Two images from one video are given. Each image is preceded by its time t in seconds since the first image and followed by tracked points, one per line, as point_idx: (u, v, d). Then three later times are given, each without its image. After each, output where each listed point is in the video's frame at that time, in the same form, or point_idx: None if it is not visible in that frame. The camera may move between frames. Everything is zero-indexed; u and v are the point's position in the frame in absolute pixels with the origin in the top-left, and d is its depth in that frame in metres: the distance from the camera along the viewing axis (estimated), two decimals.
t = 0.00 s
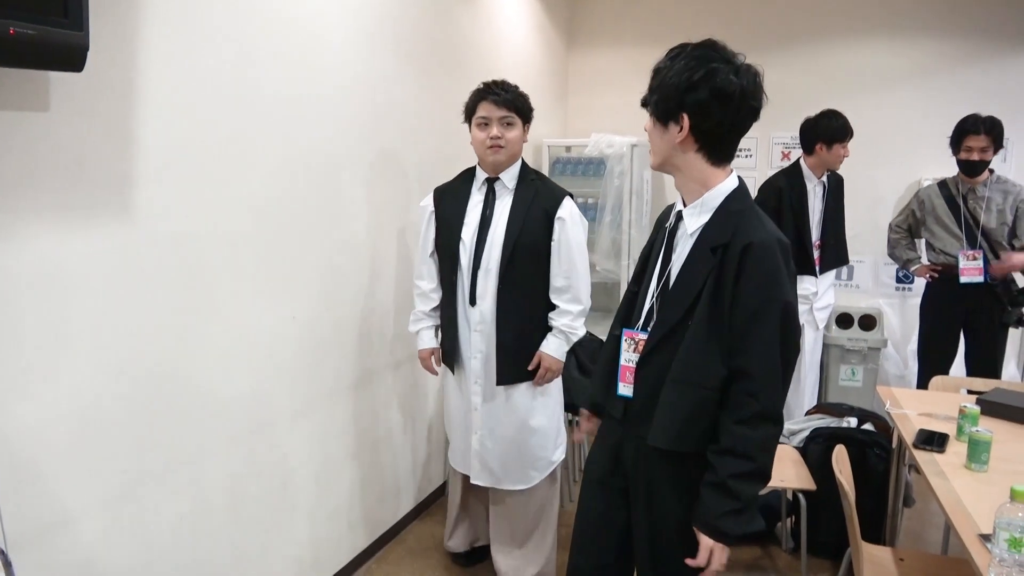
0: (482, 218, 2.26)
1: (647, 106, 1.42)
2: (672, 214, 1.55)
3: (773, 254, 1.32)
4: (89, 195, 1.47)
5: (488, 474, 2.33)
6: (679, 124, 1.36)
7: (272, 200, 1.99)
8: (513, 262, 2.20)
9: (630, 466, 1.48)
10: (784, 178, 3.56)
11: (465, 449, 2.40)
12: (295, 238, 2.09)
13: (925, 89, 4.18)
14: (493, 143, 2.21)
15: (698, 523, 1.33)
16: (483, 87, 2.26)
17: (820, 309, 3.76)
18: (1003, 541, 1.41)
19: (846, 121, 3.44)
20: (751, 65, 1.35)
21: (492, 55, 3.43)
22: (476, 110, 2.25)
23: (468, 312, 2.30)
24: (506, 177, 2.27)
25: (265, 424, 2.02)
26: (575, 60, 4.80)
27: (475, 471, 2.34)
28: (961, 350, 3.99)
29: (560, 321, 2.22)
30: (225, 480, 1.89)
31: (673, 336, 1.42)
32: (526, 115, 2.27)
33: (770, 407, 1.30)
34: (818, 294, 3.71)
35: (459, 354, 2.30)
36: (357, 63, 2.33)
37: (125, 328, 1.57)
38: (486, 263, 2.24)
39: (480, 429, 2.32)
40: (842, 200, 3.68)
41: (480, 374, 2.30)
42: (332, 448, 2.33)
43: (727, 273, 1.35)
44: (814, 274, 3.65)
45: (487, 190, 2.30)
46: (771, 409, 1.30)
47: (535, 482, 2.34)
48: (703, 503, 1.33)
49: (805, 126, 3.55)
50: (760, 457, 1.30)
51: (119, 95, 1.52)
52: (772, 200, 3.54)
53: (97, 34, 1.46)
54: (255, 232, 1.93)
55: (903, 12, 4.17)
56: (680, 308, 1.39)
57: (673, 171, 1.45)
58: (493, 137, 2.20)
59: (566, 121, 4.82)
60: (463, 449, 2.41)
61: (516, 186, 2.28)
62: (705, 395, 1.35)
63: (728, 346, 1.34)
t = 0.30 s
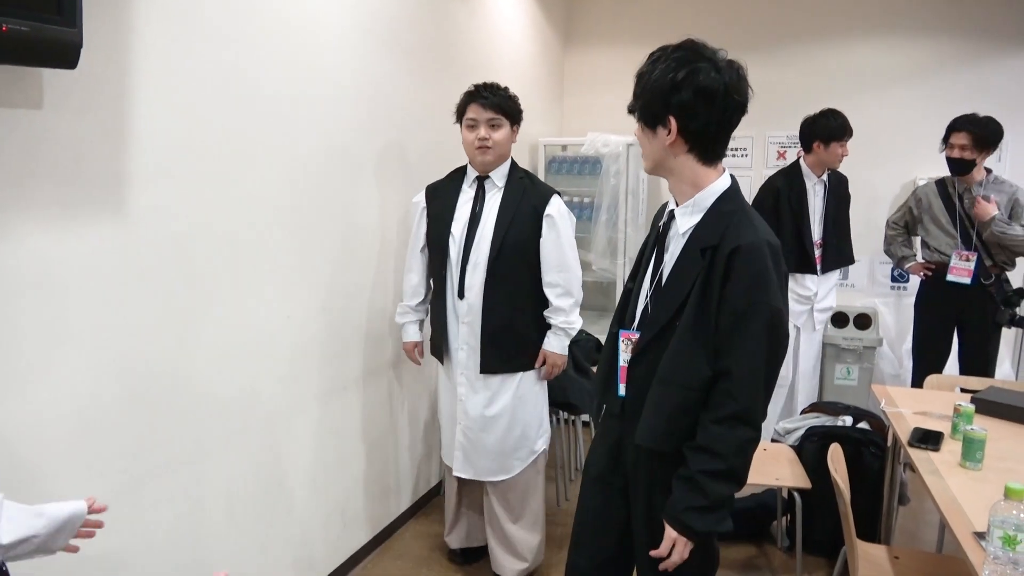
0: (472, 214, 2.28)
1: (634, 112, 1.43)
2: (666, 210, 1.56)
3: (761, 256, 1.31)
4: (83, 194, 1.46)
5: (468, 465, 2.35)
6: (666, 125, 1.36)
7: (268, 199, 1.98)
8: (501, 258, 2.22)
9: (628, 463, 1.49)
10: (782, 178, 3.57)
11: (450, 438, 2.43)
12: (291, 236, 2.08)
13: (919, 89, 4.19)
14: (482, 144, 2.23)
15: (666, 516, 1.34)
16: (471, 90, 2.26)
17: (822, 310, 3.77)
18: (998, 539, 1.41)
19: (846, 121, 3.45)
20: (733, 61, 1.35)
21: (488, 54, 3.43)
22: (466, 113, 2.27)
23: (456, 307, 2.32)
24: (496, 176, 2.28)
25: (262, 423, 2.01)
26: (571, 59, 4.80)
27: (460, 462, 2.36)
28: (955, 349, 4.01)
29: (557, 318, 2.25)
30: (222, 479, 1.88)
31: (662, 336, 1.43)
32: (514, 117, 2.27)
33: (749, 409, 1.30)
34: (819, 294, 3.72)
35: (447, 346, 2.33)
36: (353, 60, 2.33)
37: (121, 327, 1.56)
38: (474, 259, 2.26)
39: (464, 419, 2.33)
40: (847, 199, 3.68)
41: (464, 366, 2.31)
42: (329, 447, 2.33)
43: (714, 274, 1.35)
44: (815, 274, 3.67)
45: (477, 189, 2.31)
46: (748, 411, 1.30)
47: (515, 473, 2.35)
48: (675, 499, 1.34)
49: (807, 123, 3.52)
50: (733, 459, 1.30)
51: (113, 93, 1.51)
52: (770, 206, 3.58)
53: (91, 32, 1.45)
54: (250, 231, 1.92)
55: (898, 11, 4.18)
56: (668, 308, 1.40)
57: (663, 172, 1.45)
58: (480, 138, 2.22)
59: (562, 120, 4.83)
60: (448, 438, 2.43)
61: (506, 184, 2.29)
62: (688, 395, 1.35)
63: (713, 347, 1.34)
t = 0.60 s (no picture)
0: (461, 212, 2.28)
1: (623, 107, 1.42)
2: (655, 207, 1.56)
3: (751, 251, 1.31)
4: (70, 195, 1.45)
5: (472, 459, 2.35)
6: (655, 125, 1.36)
7: (259, 200, 1.97)
8: (494, 253, 2.23)
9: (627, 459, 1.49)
10: (780, 170, 3.59)
11: (445, 437, 2.40)
12: (282, 238, 2.07)
13: (909, 81, 4.20)
14: (466, 141, 2.24)
15: (675, 512, 1.33)
16: (456, 86, 2.27)
17: (829, 304, 3.72)
18: (993, 528, 1.41)
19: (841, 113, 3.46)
20: (724, 60, 1.34)
21: (479, 53, 3.43)
22: (450, 110, 2.27)
23: (450, 304, 2.31)
24: (484, 172, 2.29)
25: (257, 426, 2.00)
26: (561, 56, 4.80)
27: (460, 456, 2.36)
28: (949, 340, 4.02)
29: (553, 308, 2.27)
30: (217, 483, 1.87)
31: (657, 331, 1.43)
32: (499, 113, 2.28)
33: (747, 402, 1.29)
34: (822, 286, 3.68)
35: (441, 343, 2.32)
36: (342, 60, 2.32)
37: (111, 331, 1.55)
38: (468, 255, 2.26)
39: (462, 412, 2.33)
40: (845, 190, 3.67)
41: (461, 360, 2.32)
42: (326, 449, 2.33)
43: (706, 268, 1.34)
44: (819, 264, 3.64)
45: (466, 186, 2.31)
46: (747, 404, 1.29)
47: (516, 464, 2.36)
48: (679, 495, 1.33)
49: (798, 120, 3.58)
50: (734, 451, 1.30)
51: (99, 94, 1.50)
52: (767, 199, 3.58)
53: (77, 31, 1.44)
54: (242, 233, 1.91)
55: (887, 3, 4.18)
56: (662, 304, 1.39)
57: (654, 172, 1.45)
58: (465, 136, 2.23)
59: (554, 118, 4.82)
60: (443, 438, 2.40)
61: (494, 179, 2.30)
62: (685, 390, 1.35)
63: (707, 342, 1.34)
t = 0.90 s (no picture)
0: (456, 209, 2.27)
1: (619, 104, 1.41)
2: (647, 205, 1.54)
3: (751, 245, 1.32)
4: (58, 194, 1.44)
5: (471, 462, 2.34)
6: (654, 120, 1.35)
7: (249, 198, 1.96)
8: (492, 251, 2.24)
9: (621, 456, 1.48)
10: (776, 165, 3.59)
11: (445, 439, 2.40)
12: (273, 235, 2.06)
13: (902, 78, 4.20)
14: (455, 138, 2.22)
15: (680, 503, 1.34)
16: (443, 83, 2.25)
17: (824, 300, 3.72)
18: (986, 525, 1.40)
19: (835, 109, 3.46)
20: (721, 57, 1.34)
21: (471, 50, 3.41)
22: (437, 108, 2.25)
23: (447, 305, 2.30)
24: (475, 169, 2.28)
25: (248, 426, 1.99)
26: (555, 54, 4.79)
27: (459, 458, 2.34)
28: (942, 337, 4.03)
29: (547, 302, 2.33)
30: (208, 482, 1.86)
31: (652, 327, 1.42)
32: (486, 109, 2.26)
33: (750, 393, 1.30)
34: (817, 283, 3.69)
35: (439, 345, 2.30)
36: (333, 56, 2.30)
37: (99, 330, 1.54)
38: (464, 254, 2.26)
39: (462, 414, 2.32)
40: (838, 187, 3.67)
41: (461, 362, 2.31)
42: (319, 449, 2.32)
43: (706, 262, 1.34)
44: (814, 261, 3.65)
45: (457, 184, 2.29)
46: (751, 395, 1.30)
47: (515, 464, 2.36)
48: (683, 487, 1.34)
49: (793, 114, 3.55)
50: (740, 442, 1.30)
51: (87, 91, 1.48)
52: (761, 195, 3.58)
53: (63, 27, 1.43)
54: (233, 232, 1.90)
55: None
56: (659, 300, 1.39)
57: (654, 167, 1.43)
58: (453, 133, 2.21)
59: (547, 116, 4.81)
60: (443, 439, 2.40)
61: (486, 176, 2.29)
62: (687, 383, 1.35)
63: (709, 335, 1.34)
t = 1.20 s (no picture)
0: (454, 213, 2.26)
1: (613, 105, 1.40)
2: (639, 207, 1.54)
3: (749, 243, 1.32)
4: (46, 190, 1.43)
5: (463, 471, 2.32)
6: (650, 118, 1.34)
7: (242, 194, 1.95)
8: (490, 255, 2.22)
9: (615, 455, 1.48)
10: (769, 162, 3.58)
11: (438, 447, 2.38)
12: (265, 231, 2.05)
13: (896, 75, 4.21)
14: (456, 136, 2.21)
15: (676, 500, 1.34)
16: (446, 80, 2.25)
17: (816, 296, 3.73)
18: (979, 522, 1.41)
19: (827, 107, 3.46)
20: (711, 53, 1.34)
21: (465, 47, 3.40)
22: (439, 104, 2.25)
23: (441, 310, 2.29)
24: (475, 171, 2.26)
25: (240, 424, 1.98)
26: (549, 51, 4.78)
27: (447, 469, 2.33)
28: (936, 334, 4.04)
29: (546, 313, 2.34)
30: (200, 480, 1.85)
31: (649, 325, 1.42)
32: (490, 109, 2.26)
33: (748, 389, 1.31)
34: (809, 280, 3.70)
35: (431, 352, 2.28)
36: (326, 52, 2.30)
37: (89, 326, 1.53)
38: (461, 259, 2.25)
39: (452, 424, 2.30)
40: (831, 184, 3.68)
41: (453, 370, 2.29)
42: (311, 447, 2.31)
43: (704, 260, 1.34)
44: (807, 259, 3.65)
45: (456, 185, 2.29)
46: (749, 390, 1.31)
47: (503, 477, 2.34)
48: (681, 484, 1.34)
49: (785, 113, 3.56)
50: (738, 438, 1.31)
51: (75, 86, 1.47)
52: (754, 191, 3.58)
53: (51, 22, 1.41)
54: (223, 229, 1.89)
55: None
56: (657, 298, 1.39)
57: (650, 167, 1.42)
58: (455, 131, 2.20)
59: (542, 113, 4.81)
60: (435, 447, 2.38)
61: (486, 179, 2.27)
62: (685, 381, 1.35)
63: (708, 334, 1.35)
